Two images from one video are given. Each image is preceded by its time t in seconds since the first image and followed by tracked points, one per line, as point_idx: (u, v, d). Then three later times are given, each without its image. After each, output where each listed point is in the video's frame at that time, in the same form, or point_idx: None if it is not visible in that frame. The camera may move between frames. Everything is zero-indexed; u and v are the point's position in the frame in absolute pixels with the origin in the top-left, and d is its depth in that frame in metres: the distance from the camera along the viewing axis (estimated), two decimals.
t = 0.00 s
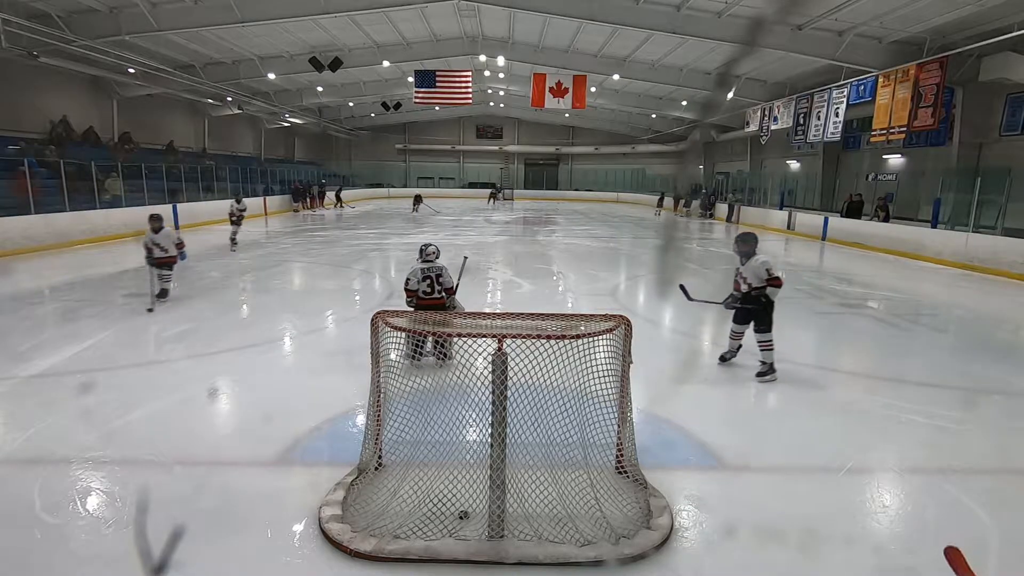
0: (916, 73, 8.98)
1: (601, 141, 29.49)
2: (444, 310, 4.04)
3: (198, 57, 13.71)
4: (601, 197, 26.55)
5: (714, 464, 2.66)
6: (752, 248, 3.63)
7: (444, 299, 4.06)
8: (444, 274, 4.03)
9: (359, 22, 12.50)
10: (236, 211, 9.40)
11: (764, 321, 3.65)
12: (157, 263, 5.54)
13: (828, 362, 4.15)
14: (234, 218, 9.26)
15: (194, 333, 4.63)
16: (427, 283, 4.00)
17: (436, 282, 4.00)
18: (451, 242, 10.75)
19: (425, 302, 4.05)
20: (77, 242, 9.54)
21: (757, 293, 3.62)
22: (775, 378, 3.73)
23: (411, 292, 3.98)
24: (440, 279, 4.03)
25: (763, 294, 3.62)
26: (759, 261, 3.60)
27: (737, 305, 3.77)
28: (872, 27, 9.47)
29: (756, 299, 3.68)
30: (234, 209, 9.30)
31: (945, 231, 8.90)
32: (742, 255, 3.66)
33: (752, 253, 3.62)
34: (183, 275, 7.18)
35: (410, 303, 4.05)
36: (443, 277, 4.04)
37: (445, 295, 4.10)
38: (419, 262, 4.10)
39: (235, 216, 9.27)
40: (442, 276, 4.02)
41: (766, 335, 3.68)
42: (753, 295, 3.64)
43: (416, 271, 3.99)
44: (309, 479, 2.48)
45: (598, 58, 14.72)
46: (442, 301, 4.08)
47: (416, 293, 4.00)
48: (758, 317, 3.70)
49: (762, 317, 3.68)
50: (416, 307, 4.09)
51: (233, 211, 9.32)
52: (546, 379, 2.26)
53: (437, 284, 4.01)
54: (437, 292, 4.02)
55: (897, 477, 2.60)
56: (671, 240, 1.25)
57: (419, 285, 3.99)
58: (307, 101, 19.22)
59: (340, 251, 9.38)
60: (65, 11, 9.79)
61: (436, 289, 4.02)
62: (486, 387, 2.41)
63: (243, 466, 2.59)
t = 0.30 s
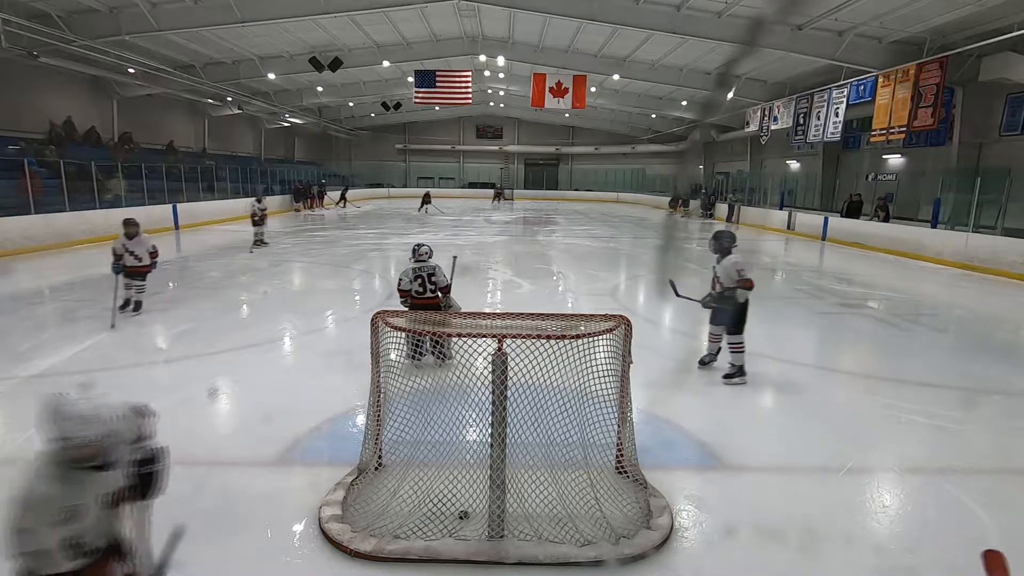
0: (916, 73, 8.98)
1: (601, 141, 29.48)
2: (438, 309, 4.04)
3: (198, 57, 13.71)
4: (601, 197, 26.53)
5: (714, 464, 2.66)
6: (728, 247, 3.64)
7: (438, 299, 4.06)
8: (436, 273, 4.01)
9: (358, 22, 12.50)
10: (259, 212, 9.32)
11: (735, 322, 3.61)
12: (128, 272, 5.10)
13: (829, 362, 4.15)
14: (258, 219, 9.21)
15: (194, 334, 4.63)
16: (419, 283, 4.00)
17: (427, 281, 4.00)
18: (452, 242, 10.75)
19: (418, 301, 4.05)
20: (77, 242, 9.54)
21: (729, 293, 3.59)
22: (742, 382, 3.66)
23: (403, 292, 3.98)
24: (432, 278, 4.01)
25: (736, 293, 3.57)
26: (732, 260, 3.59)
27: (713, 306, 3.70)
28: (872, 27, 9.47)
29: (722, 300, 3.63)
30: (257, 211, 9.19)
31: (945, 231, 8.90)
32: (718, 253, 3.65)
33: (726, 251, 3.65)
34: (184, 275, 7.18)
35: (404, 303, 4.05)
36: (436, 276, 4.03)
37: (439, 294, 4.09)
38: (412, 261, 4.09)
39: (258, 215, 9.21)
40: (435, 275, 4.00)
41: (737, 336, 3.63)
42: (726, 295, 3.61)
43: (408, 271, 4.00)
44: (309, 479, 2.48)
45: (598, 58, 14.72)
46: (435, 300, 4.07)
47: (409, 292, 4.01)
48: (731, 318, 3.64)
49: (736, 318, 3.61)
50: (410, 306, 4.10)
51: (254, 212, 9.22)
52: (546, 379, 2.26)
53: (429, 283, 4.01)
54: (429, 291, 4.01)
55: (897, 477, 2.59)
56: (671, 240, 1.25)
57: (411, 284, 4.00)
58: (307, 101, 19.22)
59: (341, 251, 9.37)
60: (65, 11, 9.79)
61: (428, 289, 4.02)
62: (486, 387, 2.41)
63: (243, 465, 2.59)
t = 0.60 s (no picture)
0: (916, 73, 8.98)
1: (601, 141, 29.48)
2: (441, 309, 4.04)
3: (198, 57, 13.71)
4: (601, 197, 26.51)
5: (714, 463, 2.66)
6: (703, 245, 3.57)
7: (441, 298, 4.06)
8: (438, 272, 4.00)
9: (358, 22, 12.50)
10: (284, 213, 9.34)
11: (697, 321, 3.57)
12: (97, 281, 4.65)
13: (827, 362, 4.15)
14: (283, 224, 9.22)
15: (194, 334, 4.63)
16: (421, 283, 4.00)
17: (429, 281, 3.99)
18: (452, 242, 10.75)
19: (422, 301, 4.05)
20: (77, 242, 9.54)
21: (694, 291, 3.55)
22: (703, 382, 3.67)
23: (405, 292, 3.99)
24: (434, 278, 4.01)
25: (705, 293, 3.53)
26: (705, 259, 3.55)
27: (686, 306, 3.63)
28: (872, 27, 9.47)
29: (688, 298, 3.59)
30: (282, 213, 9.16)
31: (945, 231, 8.90)
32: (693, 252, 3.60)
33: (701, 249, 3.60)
34: (184, 275, 7.18)
35: (407, 303, 4.06)
36: (438, 276, 4.02)
37: (442, 293, 4.09)
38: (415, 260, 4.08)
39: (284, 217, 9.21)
40: (437, 274, 4.00)
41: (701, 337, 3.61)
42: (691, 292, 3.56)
43: (410, 271, 4.00)
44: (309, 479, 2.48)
45: (598, 58, 14.72)
46: (437, 300, 4.07)
47: (412, 292, 4.01)
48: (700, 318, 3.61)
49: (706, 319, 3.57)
50: (413, 305, 4.10)
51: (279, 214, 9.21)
52: (545, 379, 2.26)
53: (431, 283, 4.00)
54: (431, 291, 4.00)
55: (897, 477, 2.60)
56: (671, 240, 1.25)
57: (413, 284, 4.00)
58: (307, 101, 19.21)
59: (341, 251, 9.37)
60: (65, 11, 9.79)
61: (430, 288, 4.01)
62: (485, 387, 2.41)
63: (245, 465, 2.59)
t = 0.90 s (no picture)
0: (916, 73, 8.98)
1: (601, 141, 29.48)
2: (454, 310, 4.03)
3: (198, 57, 13.71)
4: (601, 197, 26.48)
5: (713, 463, 2.66)
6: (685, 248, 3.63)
7: (454, 299, 4.05)
8: (453, 273, 4.00)
9: (359, 22, 12.50)
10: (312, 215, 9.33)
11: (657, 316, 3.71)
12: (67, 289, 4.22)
13: (827, 362, 4.15)
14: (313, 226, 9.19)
15: (194, 334, 4.63)
16: (436, 282, 3.99)
17: (444, 281, 3.99)
18: (452, 242, 10.75)
19: (435, 301, 4.04)
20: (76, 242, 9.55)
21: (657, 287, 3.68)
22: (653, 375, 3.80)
23: (421, 291, 3.98)
24: (449, 278, 4.01)
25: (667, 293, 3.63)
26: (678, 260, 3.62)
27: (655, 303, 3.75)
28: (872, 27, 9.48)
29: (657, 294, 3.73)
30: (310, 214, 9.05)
31: (945, 231, 8.89)
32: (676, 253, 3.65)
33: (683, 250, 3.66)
34: (184, 275, 7.18)
35: (421, 303, 4.06)
36: (452, 276, 4.01)
37: (456, 295, 4.07)
38: (432, 260, 4.09)
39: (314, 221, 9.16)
40: (451, 275, 3.99)
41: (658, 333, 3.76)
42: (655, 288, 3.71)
43: (426, 271, 4.00)
44: (309, 479, 2.48)
45: (598, 58, 14.72)
46: (450, 301, 4.06)
47: (427, 291, 4.01)
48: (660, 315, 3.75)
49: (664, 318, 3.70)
50: (428, 305, 4.10)
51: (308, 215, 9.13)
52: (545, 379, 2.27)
53: (445, 283, 4.00)
54: (445, 291, 3.99)
55: (897, 477, 2.60)
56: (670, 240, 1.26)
57: (429, 284, 3.99)
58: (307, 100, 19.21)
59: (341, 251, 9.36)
60: (65, 11, 9.79)
61: (444, 288, 4.01)
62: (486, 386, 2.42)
63: (244, 465, 2.60)
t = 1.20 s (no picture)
0: (916, 73, 8.98)
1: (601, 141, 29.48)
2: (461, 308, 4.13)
3: (198, 57, 13.72)
4: (601, 197, 26.43)
5: (713, 463, 2.66)
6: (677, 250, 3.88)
7: (462, 296, 4.15)
8: (463, 271, 4.12)
9: (359, 22, 12.50)
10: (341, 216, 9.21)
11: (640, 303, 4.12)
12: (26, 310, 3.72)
13: (828, 362, 4.15)
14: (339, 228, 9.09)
15: (194, 334, 4.63)
16: (446, 279, 4.11)
17: (454, 279, 4.11)
18: (452, 242, 10.75)
19: (444, 298, 4.16)
20: (76, 242, 9.55)
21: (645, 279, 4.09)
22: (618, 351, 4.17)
23: (430, 286, 4.12)
24: (459, 276, 4.12)
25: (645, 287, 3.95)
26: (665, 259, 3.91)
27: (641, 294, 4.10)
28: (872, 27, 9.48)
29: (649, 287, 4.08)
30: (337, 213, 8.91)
31: (945, 232, 8.89)
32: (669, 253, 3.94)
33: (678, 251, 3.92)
34: (184, 275, 7.18)
35: (429, 298, 4.16)
36: (463, 274, 4.13)
37: (464, 293, 4.18)
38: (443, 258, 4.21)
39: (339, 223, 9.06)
40: (462, 272, 4.11)
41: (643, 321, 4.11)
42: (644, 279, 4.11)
43: (437, 267, 4.12)
44: (310, 479, 2.48)
45: (598, 58, 14.73)
46: (458, 299, 4.17)
47: (435, 287, 4.13)
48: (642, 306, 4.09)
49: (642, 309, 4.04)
50: (435, 301, 4.19)
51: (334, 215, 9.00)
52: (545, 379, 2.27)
53: (455, 280, 4.11)
54: (454, 288, 4.12)
55: (897, 477, 2.59)
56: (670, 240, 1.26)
57: (439, 280, 4.12)
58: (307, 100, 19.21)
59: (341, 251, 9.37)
60: (65, 11, 9.79)
61: (453, 285, 4.12)
62: (487, 385, 2.41)
63: (245, 465, 2.60)
